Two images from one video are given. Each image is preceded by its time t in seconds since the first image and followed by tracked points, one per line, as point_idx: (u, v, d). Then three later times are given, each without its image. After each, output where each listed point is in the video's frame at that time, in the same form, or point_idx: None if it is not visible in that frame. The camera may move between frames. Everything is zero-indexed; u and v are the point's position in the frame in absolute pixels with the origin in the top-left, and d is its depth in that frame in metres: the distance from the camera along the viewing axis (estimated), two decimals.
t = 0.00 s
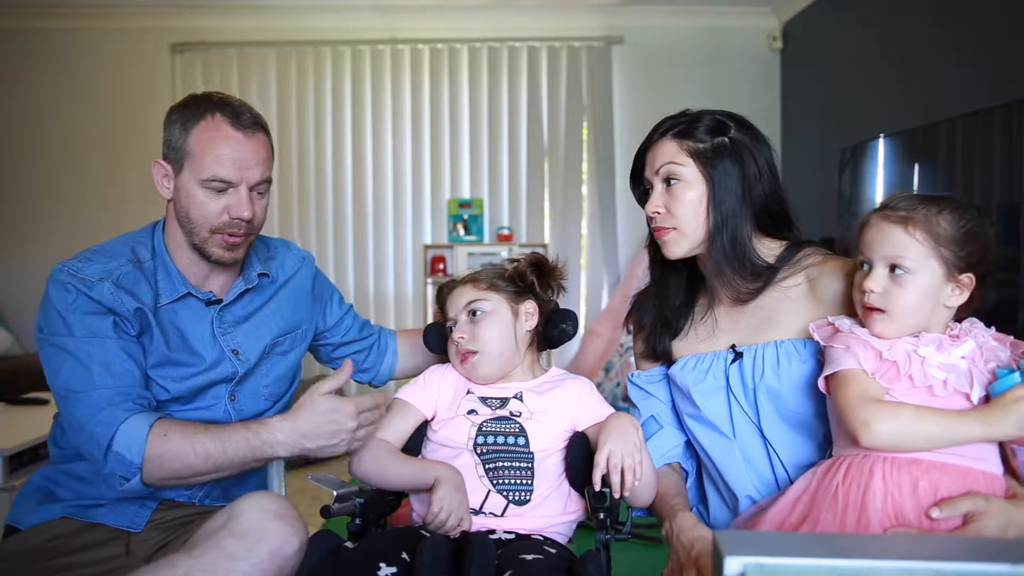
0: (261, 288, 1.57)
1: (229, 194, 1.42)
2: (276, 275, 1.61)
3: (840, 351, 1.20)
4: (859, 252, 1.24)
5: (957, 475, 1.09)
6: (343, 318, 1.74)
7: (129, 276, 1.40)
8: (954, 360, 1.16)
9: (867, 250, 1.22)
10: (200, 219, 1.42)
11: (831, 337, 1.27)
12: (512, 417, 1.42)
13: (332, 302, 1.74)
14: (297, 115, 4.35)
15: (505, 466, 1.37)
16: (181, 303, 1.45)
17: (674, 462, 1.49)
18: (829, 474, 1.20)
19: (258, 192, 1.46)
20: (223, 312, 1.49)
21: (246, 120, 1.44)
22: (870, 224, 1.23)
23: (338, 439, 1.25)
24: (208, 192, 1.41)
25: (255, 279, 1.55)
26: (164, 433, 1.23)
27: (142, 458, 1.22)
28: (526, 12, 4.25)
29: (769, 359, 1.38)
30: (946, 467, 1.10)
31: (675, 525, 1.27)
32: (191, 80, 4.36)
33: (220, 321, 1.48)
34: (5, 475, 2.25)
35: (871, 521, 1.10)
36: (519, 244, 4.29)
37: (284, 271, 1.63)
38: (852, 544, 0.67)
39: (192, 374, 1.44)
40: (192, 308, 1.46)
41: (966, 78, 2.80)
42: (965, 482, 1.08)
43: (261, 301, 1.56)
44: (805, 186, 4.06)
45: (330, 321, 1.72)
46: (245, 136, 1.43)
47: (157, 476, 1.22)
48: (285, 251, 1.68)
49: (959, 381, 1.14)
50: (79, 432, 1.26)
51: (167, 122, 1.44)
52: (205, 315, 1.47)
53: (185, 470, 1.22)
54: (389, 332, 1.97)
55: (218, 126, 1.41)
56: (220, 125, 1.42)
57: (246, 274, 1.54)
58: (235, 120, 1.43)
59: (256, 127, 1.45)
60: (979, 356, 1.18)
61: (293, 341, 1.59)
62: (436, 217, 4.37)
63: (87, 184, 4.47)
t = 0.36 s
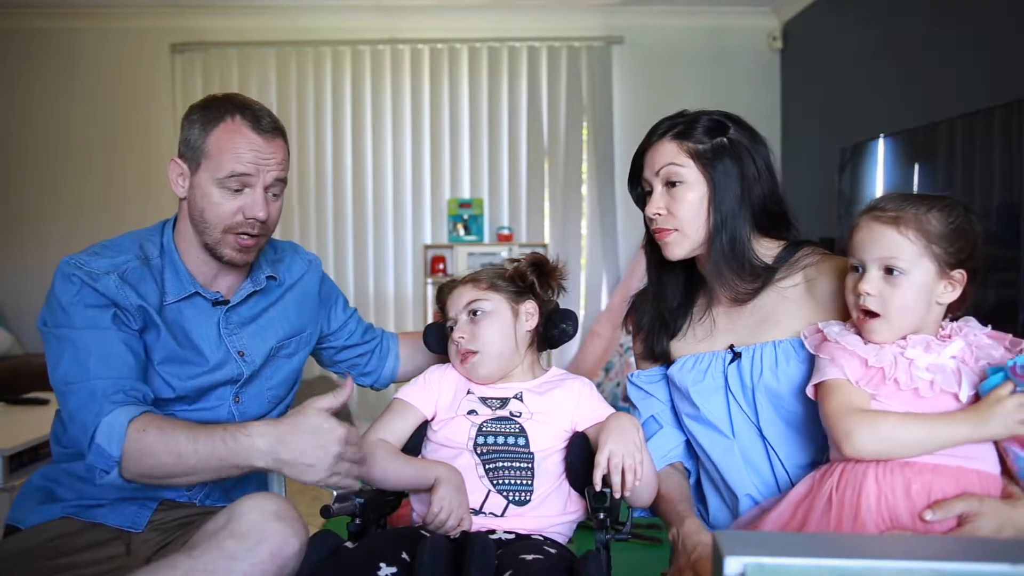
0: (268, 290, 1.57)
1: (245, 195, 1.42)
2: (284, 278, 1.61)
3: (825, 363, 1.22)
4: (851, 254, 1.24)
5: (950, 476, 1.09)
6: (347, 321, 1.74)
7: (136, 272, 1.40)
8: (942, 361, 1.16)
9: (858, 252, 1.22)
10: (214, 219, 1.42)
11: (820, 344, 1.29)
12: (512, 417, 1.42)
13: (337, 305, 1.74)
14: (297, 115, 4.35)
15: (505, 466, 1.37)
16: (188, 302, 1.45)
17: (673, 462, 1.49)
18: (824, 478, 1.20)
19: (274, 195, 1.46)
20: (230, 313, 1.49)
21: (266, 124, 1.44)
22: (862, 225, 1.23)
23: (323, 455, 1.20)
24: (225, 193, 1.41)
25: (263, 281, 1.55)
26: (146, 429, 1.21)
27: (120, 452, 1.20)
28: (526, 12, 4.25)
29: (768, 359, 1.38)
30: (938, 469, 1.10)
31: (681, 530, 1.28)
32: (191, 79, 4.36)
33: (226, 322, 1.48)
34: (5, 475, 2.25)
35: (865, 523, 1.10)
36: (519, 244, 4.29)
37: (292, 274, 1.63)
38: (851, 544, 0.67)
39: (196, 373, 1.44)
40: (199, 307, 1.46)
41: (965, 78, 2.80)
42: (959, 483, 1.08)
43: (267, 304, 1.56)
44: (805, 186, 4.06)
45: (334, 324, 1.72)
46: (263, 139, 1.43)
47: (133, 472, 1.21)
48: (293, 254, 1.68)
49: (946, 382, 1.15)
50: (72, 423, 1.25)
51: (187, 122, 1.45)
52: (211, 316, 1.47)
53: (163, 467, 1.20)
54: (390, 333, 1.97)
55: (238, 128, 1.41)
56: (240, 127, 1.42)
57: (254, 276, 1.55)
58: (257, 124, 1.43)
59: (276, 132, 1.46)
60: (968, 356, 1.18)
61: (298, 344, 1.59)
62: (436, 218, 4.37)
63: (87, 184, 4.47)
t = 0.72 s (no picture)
0: (270, 290, 1.57)
1: (245, 193, 1.42)
2: (285, 278, 1.61)
3: (815, 370, 1.22)
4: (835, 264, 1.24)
5: (945, 478, 1.10)
6: (347, 322, 1.74)
7: (142, 272, 1.40)
8: (930, 363, 1.15)
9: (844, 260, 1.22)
10: (214, 216, 1.42)
11: (812, 349, 1.31)
12: (512, 417, 1.42)
13: (338, 305, 1.74)
14: (297, 115, 4.35)
15: (505, 466, 1.37)
16: (191, 301, 1.45)
17: (673, 462, 1.49)
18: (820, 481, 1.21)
19: (274, 193, 1.47)
20: (232, 313, 1.49)
21: (266, 123, 1.44)
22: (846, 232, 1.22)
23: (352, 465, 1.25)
24: (224, 191, 1.41)
25: (265, 281, 1.55)
26: (177, 435, 1.24)
27: (153, 455, 1.23)
28: (526, 12, 4.25)
29: (768, 358, 1.38)
30: (933, 471, 1.11)
31: (684, 534, 1.28)
32: (191, 79, 4.36)
33: (228, 322, 1.48)
34: (5, 475, 2.25)
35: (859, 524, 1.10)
36: (519, 244, 4.29)
37: (294, 274, 1.63)
38: (849, 544, 0.67)
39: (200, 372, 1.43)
40: (202, 307, 1.46)
41: (966, 78, 2.80)
42: (953, 486, 1.09)
43: (269, 303, 1.56)
44: (805, 186, 4.06)
45: (335, 324, 1.72)
46: (263, 136, 1.43)
47: (166, 477, 1.24)
48: (294, 254, 1.68)
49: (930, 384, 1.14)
50: (93, 426, 1.28)
51: (190, 119, 1.45)
52: (214, 315, 1.47)
53: (195, 476, 1.23)
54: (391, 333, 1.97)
55: (239, 127, 1.41)
56: (241, 126, 1.42)
57: (256, 276, 1.55)
58: (256, 122, 1.43)
59: (277, 130, 1.45)
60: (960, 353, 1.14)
61: (299, 344, 1.59)
62: (436, 218, 4.37)
63: (88, 183, 4.47)
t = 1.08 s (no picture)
0: (265, 289, 1.57)
1: (234, 192, 1.42)
2: (281, 277, 1.60)
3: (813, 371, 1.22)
4: (865, 288, 1.17)
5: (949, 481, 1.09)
6: (345, 321, 1.74)
7: (136, 273, 1.40)
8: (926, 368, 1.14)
9: (877, 284, 1.15)
10: (204, 216, 1.42)
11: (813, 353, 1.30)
12: (512, 417, 1.42)
13: (336, 305, 1.74)
14: (296, 115, 4.35)
15: (505, 466, 1.37)
16: (186, 301, 1.45)
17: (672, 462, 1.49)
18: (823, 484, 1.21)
19: (264, 191, 1.46)
20: (227, 312, 1.49)
21: (255, 121, 1.44)
22: (868, 259, 1.15)
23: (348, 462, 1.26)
24: (214, 190, 1.41)
25: (260, 280, 1.55)
26: (172, 436, 1.25)
27: (148, 455, 1.24)
28: (526, 12, 4.25)
29: (768, 360, 1.38)
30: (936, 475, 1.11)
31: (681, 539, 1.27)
32: (191, 79, 4.36)
33: (223, 322, 1.48)
34: (5, 475, 2.25)
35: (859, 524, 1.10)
36: (519, 244, 4.29)
37: (290, 273, 1.63)
38: (849, 545, 0.67)
39: (195, 372, 1.44)
40: (197, 307, 1.46)
41: (966, 79, 2.80)
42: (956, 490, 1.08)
43: (265, 302, 1.56)
44: (805, 186, 4.07)
45: (333, 324, 1.72)
46: (252, 135, 1.42)
47: (161, 476, 1.25)
48: (291, 253, 1.67)
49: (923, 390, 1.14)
50: (88, 428, 1.29)
51: (179, 120, 1.45)
52: (209, 315, 1.47)
53: (190, 474, 1.24)
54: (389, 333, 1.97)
55: (227, 126, 1.41)
56: (229, 125, 1.42)
57: (251, 275, 1.54)
58: (245, 120, 1.43)
59: (266, 127, 1.45)
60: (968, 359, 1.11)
61: (296, 344, 1.59)
62: (436, 218, 4.37)
63: (88, 183, 4.47)
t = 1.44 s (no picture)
0: (265, 289, 1.57)
1: (227, 190, 1.42)
2: (280, 276, 1.60)
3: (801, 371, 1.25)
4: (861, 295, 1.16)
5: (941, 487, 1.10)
6: (345, 321, 1.74)
7: (136, 273, 1.40)
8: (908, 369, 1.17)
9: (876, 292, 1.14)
10: (199, 215, 1.42)
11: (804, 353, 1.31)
12: (512, 417, 1.41)
13: (336, 304, 1.74)
14: (296, 115, 4.35)
15: (504, 466, 1.37)
16: (185, 302, 1.45)
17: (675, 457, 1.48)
18: (816, 487, 1.21)
19: (257, 188, 1.46)
20: (226, 312, 1.49)
21: (246, 117, 1.44)
22: (869, 265, 1.14)
23: (347, 460, 1.26)
24: (208, 189, 1.41)
25: (259, 280, 1.55)
26: (170, 437, 1.25)
27: (146, 457, 1.24)
28: (526, 12, 4.24)
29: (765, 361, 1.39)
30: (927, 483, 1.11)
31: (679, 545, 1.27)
32: (191, 80, 4.36)
33: (223, 321, 1.48)
34: (5, 474, 2.25)
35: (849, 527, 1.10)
36: (519, 244, 4.29)
37: (289, 272, 1.62)
38: (850, 545, 0.67)
39: (194, 373, 1.44)
40: (196, 307, 1.46)
41: (966, 78, 2.80)
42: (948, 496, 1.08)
43: (265, 302, 1.56)
44: (805, 186, 4.06)
45: (332, 323, 1.72)
46: (243, 132, 1.42)
47: (159, 475, 1.25)
48: (290, 252, 1.67)
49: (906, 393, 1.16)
50: (88, 431, 1.29)
51: (173, 121, 1.45)
52: (208, 315, 1.47)
53: (188, 473, 1.24)
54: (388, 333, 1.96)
55: (218, 125, 1.41)
56: (220, 123, 1.42)
57: (250, 275, 1.54)
58: (236, 117, 1.43)
59: (257, 123, 1.45)
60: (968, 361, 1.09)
61: (296, 343, 1.58)
62: (436, 217, 4.37)
63: (88, 183, 4.47)
